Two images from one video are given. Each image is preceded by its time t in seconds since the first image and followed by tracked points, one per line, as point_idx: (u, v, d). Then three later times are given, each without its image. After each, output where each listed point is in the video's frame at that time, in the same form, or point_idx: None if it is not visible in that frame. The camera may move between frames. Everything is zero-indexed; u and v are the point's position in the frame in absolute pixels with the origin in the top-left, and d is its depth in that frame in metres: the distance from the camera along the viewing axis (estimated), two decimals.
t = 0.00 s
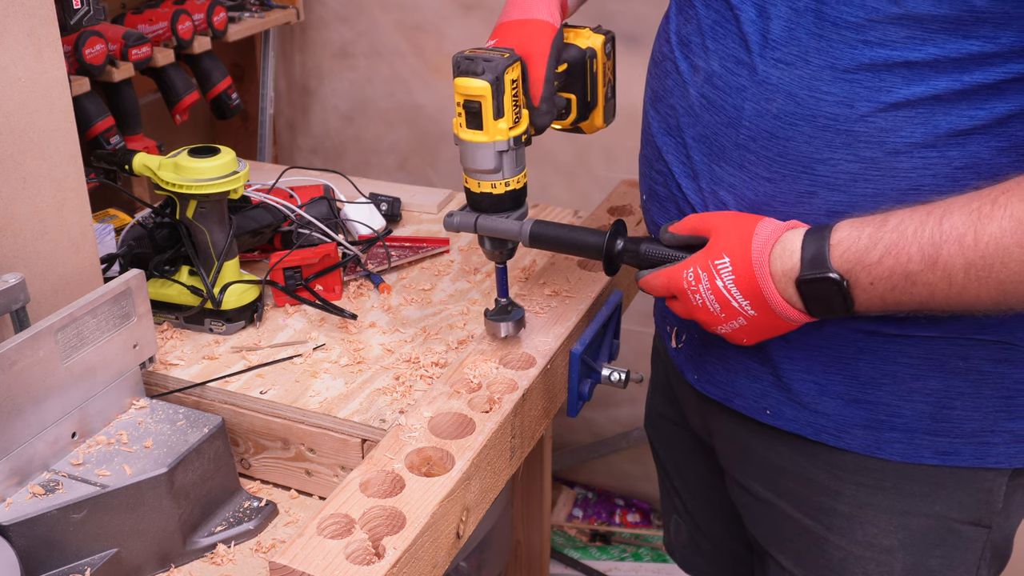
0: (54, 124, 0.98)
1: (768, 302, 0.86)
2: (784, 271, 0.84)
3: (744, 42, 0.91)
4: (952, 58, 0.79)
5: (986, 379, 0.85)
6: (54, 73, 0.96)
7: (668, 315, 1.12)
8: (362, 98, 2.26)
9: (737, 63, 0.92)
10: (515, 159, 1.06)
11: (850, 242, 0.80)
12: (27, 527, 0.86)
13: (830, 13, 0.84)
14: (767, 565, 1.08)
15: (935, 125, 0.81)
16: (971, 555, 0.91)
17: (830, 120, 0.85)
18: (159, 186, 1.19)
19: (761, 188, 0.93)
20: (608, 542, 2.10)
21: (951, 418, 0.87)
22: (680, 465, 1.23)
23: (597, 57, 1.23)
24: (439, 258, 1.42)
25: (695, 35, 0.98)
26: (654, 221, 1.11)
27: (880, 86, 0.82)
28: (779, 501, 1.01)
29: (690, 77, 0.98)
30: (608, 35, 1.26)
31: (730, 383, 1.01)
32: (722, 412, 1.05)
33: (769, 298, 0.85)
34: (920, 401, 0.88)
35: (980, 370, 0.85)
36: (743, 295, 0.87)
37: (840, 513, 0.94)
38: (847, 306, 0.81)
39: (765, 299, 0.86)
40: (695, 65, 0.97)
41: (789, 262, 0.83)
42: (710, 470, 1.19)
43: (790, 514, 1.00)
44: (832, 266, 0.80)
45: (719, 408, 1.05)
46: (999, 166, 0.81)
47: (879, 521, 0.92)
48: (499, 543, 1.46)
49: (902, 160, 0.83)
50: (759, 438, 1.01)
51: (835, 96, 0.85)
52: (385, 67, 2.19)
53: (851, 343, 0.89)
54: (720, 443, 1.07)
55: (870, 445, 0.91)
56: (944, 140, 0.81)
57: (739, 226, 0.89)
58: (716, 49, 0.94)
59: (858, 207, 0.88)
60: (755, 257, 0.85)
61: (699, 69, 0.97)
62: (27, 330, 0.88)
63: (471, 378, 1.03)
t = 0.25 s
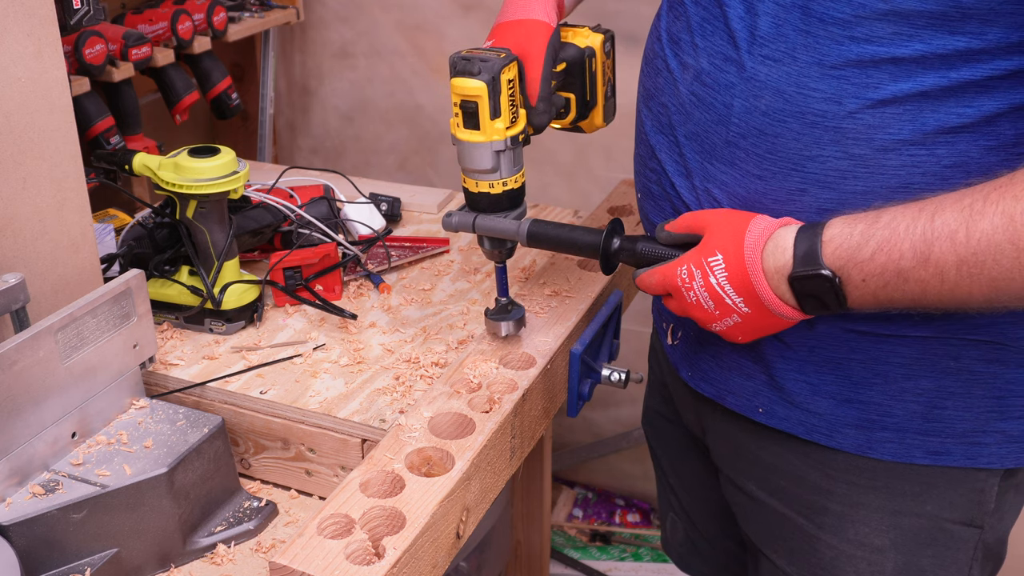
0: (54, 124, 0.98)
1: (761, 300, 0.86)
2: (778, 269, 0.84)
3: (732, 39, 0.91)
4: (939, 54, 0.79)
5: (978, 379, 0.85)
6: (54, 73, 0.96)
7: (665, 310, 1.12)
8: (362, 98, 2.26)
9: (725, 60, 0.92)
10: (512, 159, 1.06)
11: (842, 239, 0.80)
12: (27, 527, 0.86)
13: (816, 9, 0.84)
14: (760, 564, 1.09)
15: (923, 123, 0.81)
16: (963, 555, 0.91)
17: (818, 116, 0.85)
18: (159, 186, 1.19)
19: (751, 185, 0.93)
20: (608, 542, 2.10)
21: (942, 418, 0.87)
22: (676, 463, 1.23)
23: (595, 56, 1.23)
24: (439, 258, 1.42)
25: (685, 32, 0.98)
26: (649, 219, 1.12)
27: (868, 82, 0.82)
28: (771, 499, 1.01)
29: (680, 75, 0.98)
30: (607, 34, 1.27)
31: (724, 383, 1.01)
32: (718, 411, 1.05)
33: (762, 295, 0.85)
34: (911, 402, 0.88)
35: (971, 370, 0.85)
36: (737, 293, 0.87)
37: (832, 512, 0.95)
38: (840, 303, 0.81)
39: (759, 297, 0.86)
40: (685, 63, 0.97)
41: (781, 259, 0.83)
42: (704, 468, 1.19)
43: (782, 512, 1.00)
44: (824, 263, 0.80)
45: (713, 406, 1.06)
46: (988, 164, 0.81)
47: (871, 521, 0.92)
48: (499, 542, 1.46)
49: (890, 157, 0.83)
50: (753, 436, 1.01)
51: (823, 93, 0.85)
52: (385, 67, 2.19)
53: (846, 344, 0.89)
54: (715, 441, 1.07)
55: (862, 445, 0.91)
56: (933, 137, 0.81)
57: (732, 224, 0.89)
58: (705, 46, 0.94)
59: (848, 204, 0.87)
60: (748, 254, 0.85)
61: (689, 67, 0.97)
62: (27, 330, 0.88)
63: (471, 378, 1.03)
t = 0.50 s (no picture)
0: (54, 124, 0.97)
1: (748, 294, 0.86)
2: (764, 263, 0.84)
3: (723, 33, 0.91)
4: (927, 50, 0.79)
5: (971, 382, 0.85)
6: (54, 73, 0.96)
7: (660, 310, 1.11)
8: (362, 98, 2.26)
9: (717, 55, 0.92)
10: (507, 159, 1.06)
11: (832, 232, 0.80)
12: (27, 527, 0.86)
13: (806, 3, 0.84)
14: (756, 564, 1.09)
15: (911, 118, 0.81)
16: (956, 557, 0.91)
17: (807, 110, 0.85)
18: (159, 186, 1.19)
19: (742, 180, 0.93)
20: (608, 542, 2.10)
21: (936, 420, 0.87)
22: (676, 462, 1.23)
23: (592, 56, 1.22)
24: (439, 258, 1.42)
25: (679, 27, 0.99)
26: (644, 216, 1.12)
27: (856, 76, 0.82)
28: (767, 501, 1.02)
29: (673, 70, 0.98)
30: (603, 32, 1.26)
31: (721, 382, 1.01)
32: (714, 412, 1.05)
33: (750, 290, 0.85)
34: (904, 403, 0.87)
35: (964, 372, 0.84)
36: (724, 288, 0.87)
37: (826, 514, 0.95)
38: (829, 295, 0.80)
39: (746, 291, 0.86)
40: (678, 58, 0.98)
41: (768, 253, 0.83)
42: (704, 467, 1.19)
43: (778, 513, 1.01)
44: (812, 257, 0.80)
45: (709, 407, 1.06)
46: (978, 162, 0.81)
47: (864, 523, 0.92)
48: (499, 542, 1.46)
49: (879, 152, 0.83)
50: (748, 438, 1.01)
51: (812, 87, 0.84)
52: (385, 67, 2.19)
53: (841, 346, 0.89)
54: (712, 441, 1.08)
55: (855, 446, 0.91)
56: (921, 133, 0.81)
57: (721, 218, 0.89)
58: (697, 41, 0.95)
59: (838, 200, 0.87)
60: (739, 249, 0.85)
61: (681, 62, 0.97)
62: (27, 330, 0.88)
63: (471, 378, 1.03)
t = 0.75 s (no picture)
0: (54, 124, 0.97)
1: (714, 272, 0.85)
2: (729, 239, 0.82)
3: (720, 30, 0.91)
4: (921, 46, 0.78)
5: (971, 385, 0.85)
6: (55, 74, 0.96)
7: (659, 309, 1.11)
8: (362, 98, 2.26)
9: (713, 52, 0.92)
10: (513, 156, 1.06)
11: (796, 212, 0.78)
12: (27, 527, 0.86)
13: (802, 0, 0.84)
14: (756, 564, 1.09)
15: (905, 115, 0.81)
16: (955, 560, 0.91)
17: (801, 106, 0.85)
18: (159, 186, 1.19)
19: (738, 176, 0.93)
20: (608, 542, 2.10)
21: (936, 422, 0.87)
22: (679, 461, 1.23)
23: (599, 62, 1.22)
24: (439, 258, 1.42)
25: (678, 25, 0.99)
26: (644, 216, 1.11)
27: (850, 73, 0.82)
28: (767, 501, 1.02)
29: (672, 68, 0.98)
30: (609, 38, 1.26)
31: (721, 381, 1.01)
32: (715, 411, 1.05)
33: (716, 269, 0.84)
34: (904, 404, 0.87)
35: (965, 376, 0.84)
36: (693, 266, 0.87)
37: (826, 515, 0.95)
38: (791, 275, 0.78)
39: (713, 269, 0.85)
40: (676, 56, 0.98)
41: (731, 229, 0.82)
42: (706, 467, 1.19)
43: (779, 514, 1.01)
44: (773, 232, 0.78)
45: (709, 406, 1.06)
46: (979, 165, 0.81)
47: (864, 524, 0.92)
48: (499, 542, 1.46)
49: (874, 149, 0.83)
50: (749, 438, 1.01)
51: (806, 83, 0.84)
52: (385, 67, 2.19)
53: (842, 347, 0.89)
54: (712, 440, 1.08)
55: (855, 446, 0.91)
56: (916, 131, 0.81)
57: (697, 201, 0.89)
58: (695, 39, 0.95)
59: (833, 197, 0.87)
60: (703, 226, 0.85)
61: (679, 59, 0.97)
62: (27, 331, 0.88)
63: (471, 379, 1.03)
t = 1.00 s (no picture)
0: (54, 124, 0.97)
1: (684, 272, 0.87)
2: (694, 240, 0.85)
3: (719, 33, 0.91)
4: (913, 51, 0.77)
5: (970, 382, 0.84)
6: (54, 73, 0.96)
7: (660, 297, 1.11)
8: (362, 98, 2.26)
9: (713, 55, 0.92)
10: (512, 152, 1.06)
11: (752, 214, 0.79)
12: (27, 527, 0.86)
13: (799, 5, 0.84)
14: (752, 555, 1.10)
15: (899, 118, 0.80)
16: (954, 556, 0.91)
17: (796, 110, 0.85)
18: (159, 186, 1.19)
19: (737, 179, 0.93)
20: (608, 542, 2.10)
21: (933, 416, 0.86)
22: (681, 455, 1.24)
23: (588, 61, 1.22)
24: (439, 258, 1.42)
25: (679, 28, 0.98)
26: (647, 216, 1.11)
27: (843, 76, 0.82)
28: (766, 495, 1.02)
29: (673, 70, 0.98)
30: (597, 38, 1.26)
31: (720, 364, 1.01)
32: (718, 403, 1.05)
33: (684, 270, 0.87)
34: (903, 395, 0.87)
35: (964, 372, 0.84)
36: (665, 266, 0.89)
37: (826, 508, 0.96)
38: (751, 276, 0.80)
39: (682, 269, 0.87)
40: (677, 58, 0.98)
41: (695, 231, 0.85)
42: (707, 462, 1.19)
43: (779, 509, 1.01)
44: (731, 237, 0.80)
45: (711, 397, 1.06)
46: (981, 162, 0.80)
47: (862, 518, 0.93)
48: (499, 542, 1.46)
49: (869, 152, 0.83)
50: (751, 431, 1.02)
51: (801, 86, 0.84)
52: (385, 67, 2.19)
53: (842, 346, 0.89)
54: (714, 432, 1.08)
55: (852, 430, 0.91)
56: (911, 133, 0.80)
57: (671, 202, 0.91)
58: (695, 42, 0.95)
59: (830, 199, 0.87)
60: (671, 230, 0.88)
61: (680, 62, 0.97)
62: (27, 330, 0.88)
63: (471, 378, 1.03)
